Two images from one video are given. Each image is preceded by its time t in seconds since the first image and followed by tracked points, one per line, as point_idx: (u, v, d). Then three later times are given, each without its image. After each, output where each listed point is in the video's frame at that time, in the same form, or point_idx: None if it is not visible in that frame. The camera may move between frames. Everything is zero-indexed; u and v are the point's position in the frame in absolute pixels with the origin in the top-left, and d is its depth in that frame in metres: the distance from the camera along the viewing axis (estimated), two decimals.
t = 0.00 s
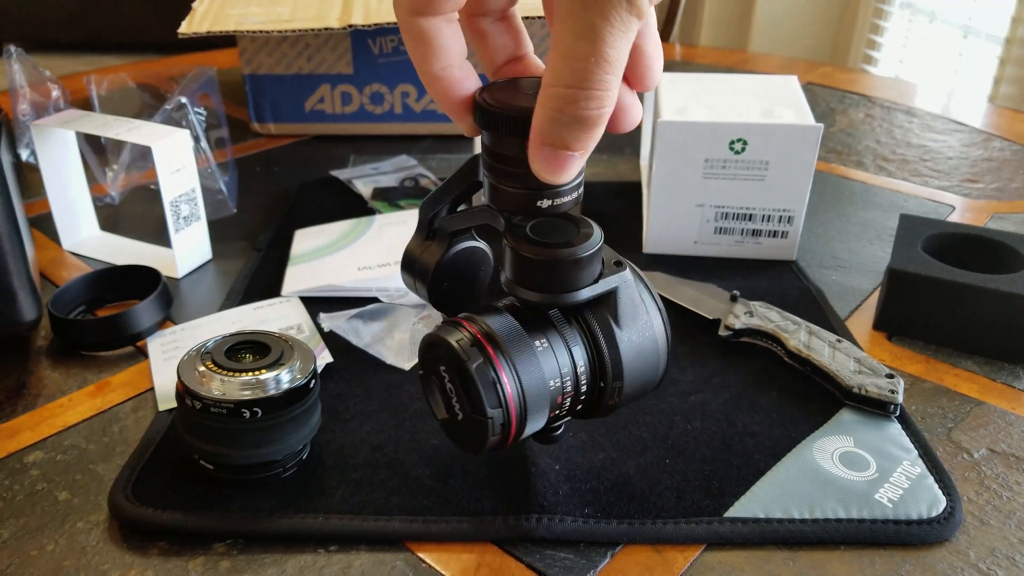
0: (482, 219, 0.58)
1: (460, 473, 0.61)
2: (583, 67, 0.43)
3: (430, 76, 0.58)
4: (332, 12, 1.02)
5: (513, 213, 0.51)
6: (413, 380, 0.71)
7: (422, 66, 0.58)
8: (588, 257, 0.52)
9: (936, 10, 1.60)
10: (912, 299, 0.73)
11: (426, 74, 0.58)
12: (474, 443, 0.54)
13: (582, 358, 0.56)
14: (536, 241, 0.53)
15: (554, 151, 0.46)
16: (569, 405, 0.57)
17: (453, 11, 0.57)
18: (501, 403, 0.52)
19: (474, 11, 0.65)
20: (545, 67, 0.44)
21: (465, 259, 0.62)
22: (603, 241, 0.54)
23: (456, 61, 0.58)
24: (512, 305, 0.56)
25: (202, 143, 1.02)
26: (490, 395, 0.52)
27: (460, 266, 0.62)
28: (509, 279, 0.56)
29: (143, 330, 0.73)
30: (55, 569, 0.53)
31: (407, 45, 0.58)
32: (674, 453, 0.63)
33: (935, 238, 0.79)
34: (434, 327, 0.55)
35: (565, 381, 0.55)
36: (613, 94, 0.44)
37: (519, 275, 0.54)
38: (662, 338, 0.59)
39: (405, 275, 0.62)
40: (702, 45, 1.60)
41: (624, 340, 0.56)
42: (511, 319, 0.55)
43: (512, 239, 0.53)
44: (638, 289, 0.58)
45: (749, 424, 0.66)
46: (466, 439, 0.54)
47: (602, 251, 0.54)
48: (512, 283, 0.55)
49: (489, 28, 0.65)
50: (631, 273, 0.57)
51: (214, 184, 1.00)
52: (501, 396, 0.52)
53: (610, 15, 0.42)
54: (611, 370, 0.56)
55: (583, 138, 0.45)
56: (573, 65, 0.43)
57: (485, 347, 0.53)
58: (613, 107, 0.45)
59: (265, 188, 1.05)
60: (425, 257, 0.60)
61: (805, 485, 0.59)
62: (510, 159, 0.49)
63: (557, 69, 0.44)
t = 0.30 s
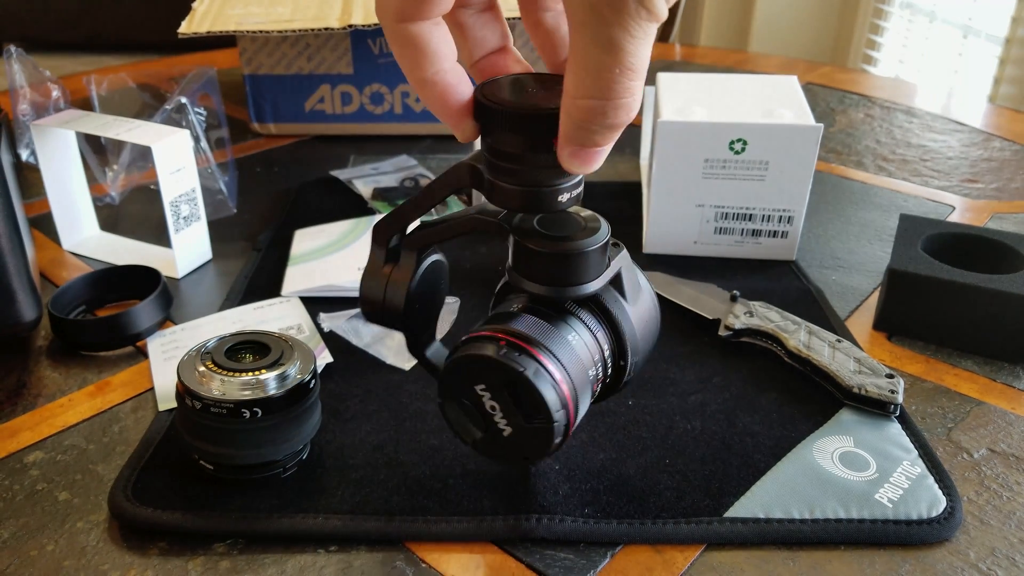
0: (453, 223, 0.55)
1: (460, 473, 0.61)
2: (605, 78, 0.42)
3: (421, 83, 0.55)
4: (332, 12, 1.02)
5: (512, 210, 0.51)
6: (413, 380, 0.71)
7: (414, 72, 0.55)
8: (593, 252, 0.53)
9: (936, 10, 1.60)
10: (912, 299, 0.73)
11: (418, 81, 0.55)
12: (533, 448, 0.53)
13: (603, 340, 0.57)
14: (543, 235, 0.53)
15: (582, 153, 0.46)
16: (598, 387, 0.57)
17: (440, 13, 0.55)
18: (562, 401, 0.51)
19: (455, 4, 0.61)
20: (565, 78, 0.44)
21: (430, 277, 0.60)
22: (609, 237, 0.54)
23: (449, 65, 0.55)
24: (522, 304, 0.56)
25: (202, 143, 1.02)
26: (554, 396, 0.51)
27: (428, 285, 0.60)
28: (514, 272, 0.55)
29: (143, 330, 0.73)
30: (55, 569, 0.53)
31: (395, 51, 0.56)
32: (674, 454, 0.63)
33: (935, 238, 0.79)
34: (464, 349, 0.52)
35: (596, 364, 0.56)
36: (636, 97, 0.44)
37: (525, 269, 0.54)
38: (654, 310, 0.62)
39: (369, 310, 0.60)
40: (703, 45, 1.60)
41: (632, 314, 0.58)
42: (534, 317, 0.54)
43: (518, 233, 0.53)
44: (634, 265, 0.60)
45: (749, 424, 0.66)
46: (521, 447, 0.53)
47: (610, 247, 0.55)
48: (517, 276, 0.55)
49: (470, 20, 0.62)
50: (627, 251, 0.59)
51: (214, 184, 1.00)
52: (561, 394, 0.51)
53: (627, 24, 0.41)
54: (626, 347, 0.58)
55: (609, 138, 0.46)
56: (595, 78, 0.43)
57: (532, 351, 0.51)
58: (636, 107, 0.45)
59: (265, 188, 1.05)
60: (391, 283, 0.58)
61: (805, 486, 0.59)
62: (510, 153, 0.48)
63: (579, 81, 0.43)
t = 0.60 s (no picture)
0: (448, 221, 0.53)
1: (460, 474, 0.61)
2: (612, 70, 0.42)
3: (411, 76, 0.54)
4: (332, 12, 1.02)
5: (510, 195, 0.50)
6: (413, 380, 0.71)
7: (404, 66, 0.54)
8: (596, 231, 0.52)
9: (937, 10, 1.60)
10: (912, 299, 0.73)
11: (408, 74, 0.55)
12: (585, 430, 0.53)
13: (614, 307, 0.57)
14: (544, 215, 0.52)
15: (595, 129, 0.46)
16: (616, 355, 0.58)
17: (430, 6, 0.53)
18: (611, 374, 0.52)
19: None
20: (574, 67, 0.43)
21: (411, 295, 0.57)
22: (611, 218, 0.52)
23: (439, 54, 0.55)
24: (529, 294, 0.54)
25: (201, 142, 1.02)
26: (606, 371, 0.51)
27: (411, 300, 0.57)
28: (515, 254, 0.54)
29: (142, 330, 0.73)
30: (54, 569, 0.53)
31: (383, 42, 0.55)
32: (674, 454, 0.63)
33: (936, 238, 0.78)
34: (504, 349, 0.51)
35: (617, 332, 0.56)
36: (645, 81, 0.43)
37: (526, 251, 0.53)
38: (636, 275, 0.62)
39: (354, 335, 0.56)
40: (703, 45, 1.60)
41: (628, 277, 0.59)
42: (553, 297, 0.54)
43: (518, 215, 0.52)
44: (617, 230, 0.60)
45: (749, 424, 0.66)
46: (573, 432, 0.53)
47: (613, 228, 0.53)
48: (518, 258, 0.54)
49: (449, 9, 0.61)
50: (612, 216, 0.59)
51: (213, 184, 1.00)
52: (611, 367, 0.52)
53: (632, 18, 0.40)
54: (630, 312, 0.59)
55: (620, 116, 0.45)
56: (602, 69, 0.42)
57: (573, 332, 0.51)
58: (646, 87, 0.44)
59: (265, 188, 1.04)
60: (378, 300, 0.55)
61: (806, 486, 0.59)
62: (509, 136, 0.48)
63: (587, 72, 0.43)
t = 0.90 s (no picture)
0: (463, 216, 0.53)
1: (460, 474, 0.61)
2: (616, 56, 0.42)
3: (416, 74, 0.55)
4: (332, 12, 1.02)
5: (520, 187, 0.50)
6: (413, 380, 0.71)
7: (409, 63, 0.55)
8: (608, 218, 0.51)
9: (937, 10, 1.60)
10: (912, 299, 0.73)
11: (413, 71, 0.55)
12: (611, 417, 0.53)
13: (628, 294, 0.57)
14: (554, 205, 0.52)
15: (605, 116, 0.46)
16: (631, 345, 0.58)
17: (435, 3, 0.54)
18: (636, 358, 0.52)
19: None
20: (580, 56, 0.43)
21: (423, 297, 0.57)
22: (621, 207, 0.52)
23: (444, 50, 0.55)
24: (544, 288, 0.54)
25: (201, 143, 1.02)
26: (631, 355, 0.51)
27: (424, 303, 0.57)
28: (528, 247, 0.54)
29: (142, 330, 0.73)
30: (54, 569, 0.53)
31: (388, 40, 0.55)
32: (674, 454, 0.63)
33: (936, 238, 0.78)
34: (527, 341, 0.51)
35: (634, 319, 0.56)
36: (652, 67, 0.43)
37: (538, 240, 0.53)
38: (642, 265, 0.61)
39: (367, 340, 0.55)
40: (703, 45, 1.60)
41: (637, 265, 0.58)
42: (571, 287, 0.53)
43: (529, 207, 0.52)
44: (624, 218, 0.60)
45: (749, 424, 0.66)
46: (597, 421, 0.53)
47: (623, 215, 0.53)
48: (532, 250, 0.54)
49: (450, 7, 0.61)
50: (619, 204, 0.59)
51: (213, 184, 1.00)
52: (636, 350, 0.52)
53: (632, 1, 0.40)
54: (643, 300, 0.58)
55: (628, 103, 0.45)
56: (607, 55, 0.42)
57: (596, 319, 0.51)
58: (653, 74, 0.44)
59: (265, 188, 1.04)
60: (391, 304, 0.55)
61: (806, 486, 0.59)
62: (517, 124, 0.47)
63: (592, 60, 0.43)
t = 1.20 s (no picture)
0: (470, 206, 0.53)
1: (460, 474, 0.61)
2: (608, 36, 0.43)
3: (417, 61, 0.55)
4: (332, 12, 1.02)
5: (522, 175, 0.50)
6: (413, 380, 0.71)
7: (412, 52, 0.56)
8: (613, 211, 0.51)
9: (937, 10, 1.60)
10: (912, 299, 0.73)
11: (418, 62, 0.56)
12: (601, 416, 0.52)
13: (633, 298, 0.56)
14: (558, 199, 0.52)
15: (602, 104, 0.47)
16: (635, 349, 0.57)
17: None
18: (628, 359, 0.51)
19: None
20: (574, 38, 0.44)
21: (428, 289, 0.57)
22: (625, 201, 0.52)
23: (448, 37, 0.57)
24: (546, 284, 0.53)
25: (201, 142, 1.02)
26: (621, 353, 0.50)
27: (428, 295, 0.57)
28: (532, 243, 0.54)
29: (142, 330, 0.73)
30: (54, 569, 0.53)
31: (393, 32, 0.57)
32: (674, 454, 0.63)
33: (936, 237, 0.78)
34: (517, 328, 0.50)
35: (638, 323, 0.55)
36: (646, 49, 0.44)
37: (543, 235, 0.52)
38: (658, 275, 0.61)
39: (369, 331, 0.55)
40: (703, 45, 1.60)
41: (648, 272, 0.58)
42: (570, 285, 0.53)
43: (532, 201, 0.52)
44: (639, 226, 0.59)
45: (749, 424, 0.66)
46: (588, 419, 0.52)
47: (628, 210, 0.53)
48: (536, 247, 0.53)
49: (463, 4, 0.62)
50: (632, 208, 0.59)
51: (213, 184, 1.00)
52: (627, 351, 0.51)
53: None
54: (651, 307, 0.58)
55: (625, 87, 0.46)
56: (599, 35, 0.43)
57: (589, 314, 0.51)
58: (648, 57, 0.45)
59: (265, 188, 1.04)
60: (394, 295, 0.54)
61: (805, 486, 0.59)
62: (521, 113, 0.47)
63: (586, 41, 0.44)
